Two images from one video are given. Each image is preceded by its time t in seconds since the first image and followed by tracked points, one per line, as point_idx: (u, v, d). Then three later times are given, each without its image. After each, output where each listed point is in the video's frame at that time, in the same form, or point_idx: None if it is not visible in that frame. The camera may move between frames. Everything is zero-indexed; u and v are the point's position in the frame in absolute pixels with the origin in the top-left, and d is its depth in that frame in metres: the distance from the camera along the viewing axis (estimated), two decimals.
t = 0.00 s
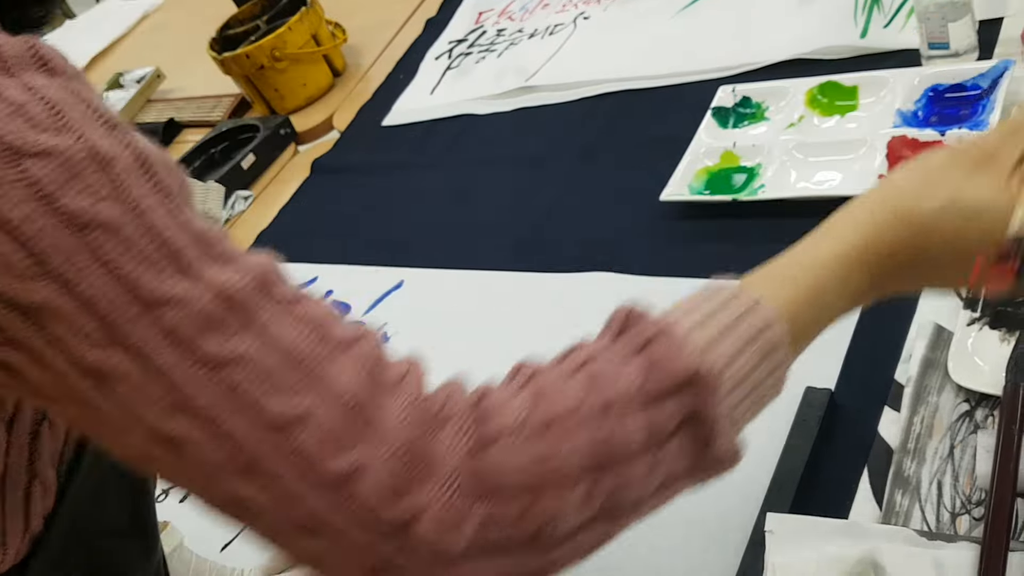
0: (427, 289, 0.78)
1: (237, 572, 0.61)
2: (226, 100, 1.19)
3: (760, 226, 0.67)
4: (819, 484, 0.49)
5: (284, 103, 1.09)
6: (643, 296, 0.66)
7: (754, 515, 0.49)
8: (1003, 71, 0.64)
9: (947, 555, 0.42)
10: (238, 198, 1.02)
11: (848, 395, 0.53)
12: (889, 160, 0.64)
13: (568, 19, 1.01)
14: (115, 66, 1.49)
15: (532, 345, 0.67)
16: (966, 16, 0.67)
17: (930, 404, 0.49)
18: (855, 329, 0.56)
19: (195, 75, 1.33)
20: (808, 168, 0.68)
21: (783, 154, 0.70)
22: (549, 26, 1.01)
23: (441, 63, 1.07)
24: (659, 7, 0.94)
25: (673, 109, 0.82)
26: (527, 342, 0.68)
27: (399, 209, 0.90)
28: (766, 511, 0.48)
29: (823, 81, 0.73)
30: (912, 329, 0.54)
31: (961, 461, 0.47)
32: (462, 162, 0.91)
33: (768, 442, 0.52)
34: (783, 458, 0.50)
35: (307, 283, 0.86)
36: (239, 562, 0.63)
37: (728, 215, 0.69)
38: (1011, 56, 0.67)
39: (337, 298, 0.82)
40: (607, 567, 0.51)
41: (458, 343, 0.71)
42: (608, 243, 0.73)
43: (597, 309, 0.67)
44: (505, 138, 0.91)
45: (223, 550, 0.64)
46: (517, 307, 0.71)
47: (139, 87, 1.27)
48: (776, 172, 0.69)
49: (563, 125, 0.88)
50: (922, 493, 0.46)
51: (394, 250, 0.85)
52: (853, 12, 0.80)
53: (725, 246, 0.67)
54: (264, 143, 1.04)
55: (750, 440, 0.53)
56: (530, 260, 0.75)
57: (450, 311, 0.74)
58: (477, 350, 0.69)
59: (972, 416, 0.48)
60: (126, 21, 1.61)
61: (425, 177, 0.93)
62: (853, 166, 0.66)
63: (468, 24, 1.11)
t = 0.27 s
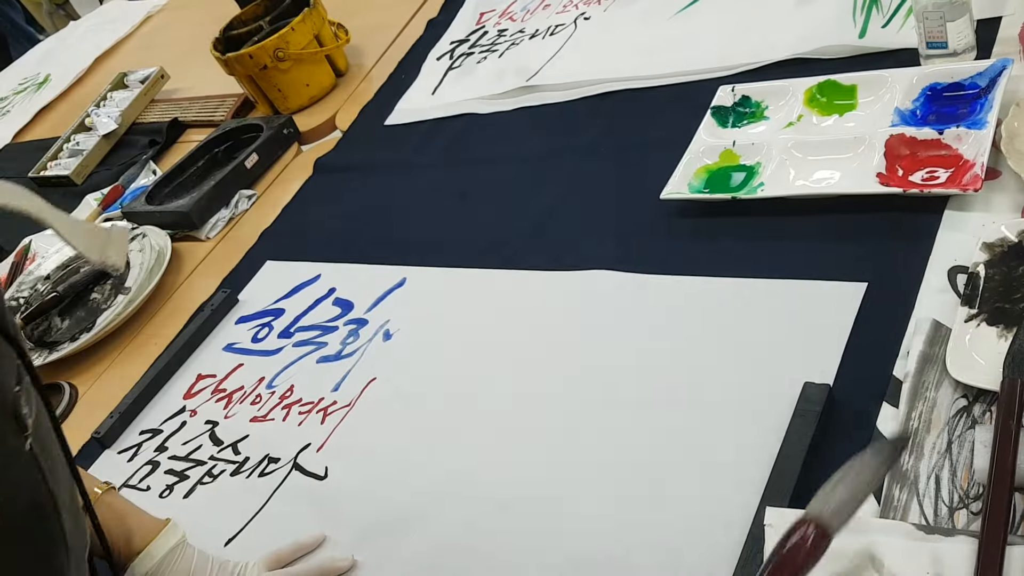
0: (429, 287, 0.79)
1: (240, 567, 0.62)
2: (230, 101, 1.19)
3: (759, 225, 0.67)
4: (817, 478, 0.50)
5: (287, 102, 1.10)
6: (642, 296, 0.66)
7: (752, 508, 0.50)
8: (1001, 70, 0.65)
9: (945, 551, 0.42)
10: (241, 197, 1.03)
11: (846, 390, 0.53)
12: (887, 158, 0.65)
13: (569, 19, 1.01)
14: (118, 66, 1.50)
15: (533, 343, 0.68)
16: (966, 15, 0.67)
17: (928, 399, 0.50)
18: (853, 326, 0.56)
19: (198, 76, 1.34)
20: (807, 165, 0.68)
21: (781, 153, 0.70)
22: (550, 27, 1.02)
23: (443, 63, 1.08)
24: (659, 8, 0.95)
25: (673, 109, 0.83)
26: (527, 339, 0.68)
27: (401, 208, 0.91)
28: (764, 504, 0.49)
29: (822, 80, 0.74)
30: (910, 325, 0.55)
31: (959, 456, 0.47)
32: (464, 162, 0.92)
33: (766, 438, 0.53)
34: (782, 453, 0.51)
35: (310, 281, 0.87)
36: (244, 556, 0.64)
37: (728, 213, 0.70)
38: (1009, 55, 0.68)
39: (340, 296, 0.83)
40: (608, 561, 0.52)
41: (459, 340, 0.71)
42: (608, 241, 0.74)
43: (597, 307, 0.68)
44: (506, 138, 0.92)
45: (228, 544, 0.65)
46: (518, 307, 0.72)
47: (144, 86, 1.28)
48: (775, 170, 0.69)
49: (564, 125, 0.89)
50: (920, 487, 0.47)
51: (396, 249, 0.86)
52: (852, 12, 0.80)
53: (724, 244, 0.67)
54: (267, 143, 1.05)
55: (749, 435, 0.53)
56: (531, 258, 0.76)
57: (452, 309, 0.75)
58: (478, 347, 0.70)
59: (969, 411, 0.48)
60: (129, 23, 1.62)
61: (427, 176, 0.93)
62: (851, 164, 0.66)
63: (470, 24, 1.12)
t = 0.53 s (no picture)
0: (428, 287, 0.79)
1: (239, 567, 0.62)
2: (230, 102, 1.19)
3: (757, 225, 0.68)
4: (815, 478, 0.50)
5: (287, 103, 1.10)
6: (641, 296, 0.67)
7: (751, 508, 0.50)
8: (999, 71, 0.65)
9: (942, 550, 0.42)
10: (241, 198, 1.03)
11: (844, 390, 0.54)
12: (885, 159, 0.65)
13: (569, 20, 1.02)
14: (118, 67, 1.50)
15: (533, 342, 0.68)
16: (962, 17, 0.68)
17: (926, 399, 0.50)
18: (851, 326, 0.57)
19: (198, 76, 1.34)
20: (805, 166, 0.69)
21: (779, 154, 0.70)
22: (550, 28, 1.02)
23: (443, 64, 1.08)
24: (658, 9, 0.95)
25: (671, 110, 0.83)
26: (526, 339, 0.68)
27: (400, 209, 0.91)
28: (762, 504, 0.49)
29: (821, 81, 0.74)
30: (908, 326, 0.55)
31: (956, 456, 0.47)
32: (463, 162, 0.92)
33: (765, 438, 0.53)
34: (781, 452, 0.51)
35: (309, 281, 0.87)
36: (243, 556, 0.64)
37: (727, 214, 0.70)
38: (1007, 57, 0.68)
39: (339, 296, 0.83)
40: (607, 561, 0.52)
41: (458, 340, 0.71)
42: (606, 242, 0.74)
43: (596, 307, 0.68)
44: (505, 138, 0.92)
45: (226, 544, 0.65)
46: (518, 307, 0.72)
47: (144, 86, 1.28)
48: (773, 171, 0.69)
49: (563, 126, 0.89)
50: (918, 487, 0.47)
51: (395, 249, 0.86)
52: (851, 13, 0.81)
53: (723, 245, 0.67)
54: (266, 144, 1.05)
55: (748, 434, 0.53)
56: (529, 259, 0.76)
57: (451, 309, 0.75)
58: (477, 346, 0.70)
59: (967, 411, 0.48)
60: (129, 23, 1.62)
61: (427, 176, 0.93)
62: (850, 165, 0.66)
63: (470, 25, 1.12)
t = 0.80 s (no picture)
0: (428, 288, 0.79)
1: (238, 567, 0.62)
2: (230, 104, 1.19)
3: (757, 226, 0.68)
4: (815, 478, 0.50)
5: (287, 103, 1.11)
6: (641, 296, 0.67)
7: (751, 509, 0.50)
8: (998, 72, 0.65)
9: (942, 551, 0.43)
10: (241, 198, 1.03)
11: (844, 390, 0.54)
12: (884, 160, 0.65)
13: (568, 21, 1.02)
14: (118, 67, 1.50)
15: (532, 343, 0.68)
16: (962, 17, 0.68)
17: (926, 400, 0.50)
18: (850, 326, 0.57)
19: (199, 77, 1.34)
20: (804, 167, 0.69)
21: (779, 155, 0.70)
22: (550, 29, 1.02)
23: (443, 64, 1.08)
24: (658, 10, 0.95)
25: (671, 111, 0.83)
26: (525, 339, 0.68)
27: (400, 210, 0.91)
28: (762, 505, 0.49)
29: (820, 82, 0.74)
30: (907, 326, 0.55)
31: (956, 456, 0.47)
32: (463, 163, 0.92)
33: (765, 438, 0.53)
34: (780, 453, 0.51)
35: (309, 281, 0.87)
36: (244, 557, 0.64)
37: (727, 215, 0.70)
38: (1006, 58, 0.68)
39: (339, 297, 0.83)
40: (607, 561, 0.52)
41: (458, 341, 0.72)
42: (606, 242, 0.74)
43: (595, 308, 0.68)
44: (505, 139, 0.92)
45: (226, 544, 0.65)
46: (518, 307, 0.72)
47: (144, 87, 1.28)
48: (773, 172, 0.69)
49: (563, 127, 0.89)
50: (917, 487, 0.47)
51: (395, 249, 0.86)
52: (850, 14, 0.81)
53: (723, 245, 0.68)
54: (267, 144, 1.05)
55: (748, 435, 0.54)
56: (529, 259, 0.76)
57: (450, 309, 0.75)
58: (477, 347, 0.70)
59: (966, 411, 0.48)
60: (129, 24, 1.62)
61: (426, 177, 0.94)
62: (849, 166, 0.66)
63: (469, 26, 1.12)
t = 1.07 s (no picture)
0: (428, 289, 0.79)
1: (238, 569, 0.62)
2: (231, 104, 1.20)
3: (758, 228, 0.68)
4: (815, 481, 0.50)
5: (288, 105, 1.11)
6: (642, 299, 0.67)
7: (751, 512, 0.50)
8: (999, 75, 0.65)
9: (942, 554, 0.42)
10: (241, 200, 1.03)
11: (844, 392, 0.54)
12: (885, 163, 0.65)
13: (569, 24, 1.02)
14: (119, 69, 1.50)
15: (532, 344, 0.68)
16: (963, 20, 0.68)
17: (926, 403, 0.50)
18: (851, 328, 0.57)
19: (199, 79, 1.34)
20: (805, 169, 0.69)
21: (780, 157, 0.70)
22: (550, 31, 1.02)
23: (443, 66, 1.08)
24: (658, 12, 0.95)
25: (671, 113, 0.83)
26: (526, 341, 0.68)
27: (400, 211, 0.91)
28: (762, 508, 0.49)
29: (821, 84, 0.74)
30: (908, 329, 0.55)
31: (956, 459, 0.47)
32: (463, 165, 0.92)
33: (765, 440, 0.53)
34: (781, 455, 0.51)
35: (309, 283, 0.87)
36: (243, 559, 0.64)
37: (727, 217, 0.70)
38: (1007, 60, 0.68)
39: (339, 299, 0.83)
40: (606, 564, 0.52)
41: (458, 342, 0.72)
42: (606, 244, 0.74)
43: (596, 310, 0.68)
44: (506, 141, 0.92)
45: (226, 546, 0.65)
46: (518, 309, 0.72)
47: (144, 88, 1.28)
48: (773, 174, 0.69)
49: (563, 129, 0.89)
50: (918, 490, 0.47)
51: (395, 251, 0.86)
52: (851, 16, 0.81)
53: (723, 248, 0.68)
54: (267, 146, 1.05)
55: (749, 438, 0.53)
56: (529, 261, 0.76)
57: (451, 311, 0.75)
58: (478, 348, 0.70)
59: (967, 414, 0.48)
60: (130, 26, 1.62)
61: (427, 179, 0.94)
62: (850, 168, 0.67)
63: (470, 28, 1.12)
